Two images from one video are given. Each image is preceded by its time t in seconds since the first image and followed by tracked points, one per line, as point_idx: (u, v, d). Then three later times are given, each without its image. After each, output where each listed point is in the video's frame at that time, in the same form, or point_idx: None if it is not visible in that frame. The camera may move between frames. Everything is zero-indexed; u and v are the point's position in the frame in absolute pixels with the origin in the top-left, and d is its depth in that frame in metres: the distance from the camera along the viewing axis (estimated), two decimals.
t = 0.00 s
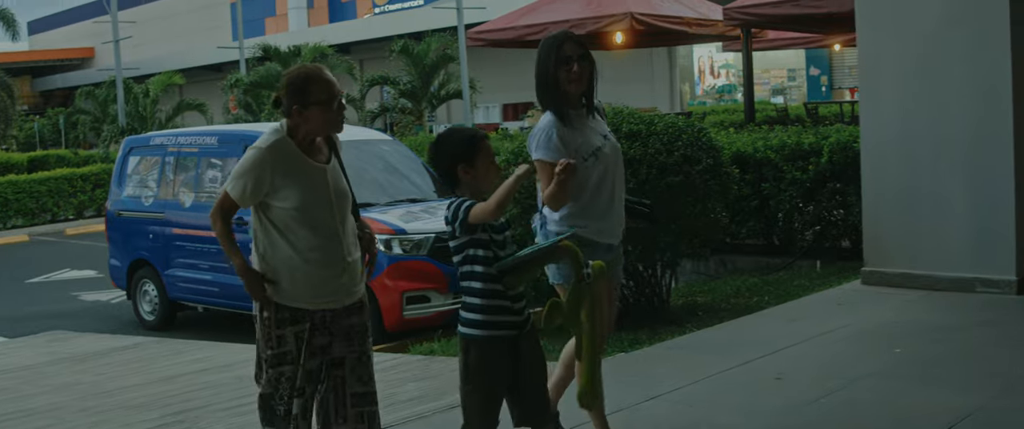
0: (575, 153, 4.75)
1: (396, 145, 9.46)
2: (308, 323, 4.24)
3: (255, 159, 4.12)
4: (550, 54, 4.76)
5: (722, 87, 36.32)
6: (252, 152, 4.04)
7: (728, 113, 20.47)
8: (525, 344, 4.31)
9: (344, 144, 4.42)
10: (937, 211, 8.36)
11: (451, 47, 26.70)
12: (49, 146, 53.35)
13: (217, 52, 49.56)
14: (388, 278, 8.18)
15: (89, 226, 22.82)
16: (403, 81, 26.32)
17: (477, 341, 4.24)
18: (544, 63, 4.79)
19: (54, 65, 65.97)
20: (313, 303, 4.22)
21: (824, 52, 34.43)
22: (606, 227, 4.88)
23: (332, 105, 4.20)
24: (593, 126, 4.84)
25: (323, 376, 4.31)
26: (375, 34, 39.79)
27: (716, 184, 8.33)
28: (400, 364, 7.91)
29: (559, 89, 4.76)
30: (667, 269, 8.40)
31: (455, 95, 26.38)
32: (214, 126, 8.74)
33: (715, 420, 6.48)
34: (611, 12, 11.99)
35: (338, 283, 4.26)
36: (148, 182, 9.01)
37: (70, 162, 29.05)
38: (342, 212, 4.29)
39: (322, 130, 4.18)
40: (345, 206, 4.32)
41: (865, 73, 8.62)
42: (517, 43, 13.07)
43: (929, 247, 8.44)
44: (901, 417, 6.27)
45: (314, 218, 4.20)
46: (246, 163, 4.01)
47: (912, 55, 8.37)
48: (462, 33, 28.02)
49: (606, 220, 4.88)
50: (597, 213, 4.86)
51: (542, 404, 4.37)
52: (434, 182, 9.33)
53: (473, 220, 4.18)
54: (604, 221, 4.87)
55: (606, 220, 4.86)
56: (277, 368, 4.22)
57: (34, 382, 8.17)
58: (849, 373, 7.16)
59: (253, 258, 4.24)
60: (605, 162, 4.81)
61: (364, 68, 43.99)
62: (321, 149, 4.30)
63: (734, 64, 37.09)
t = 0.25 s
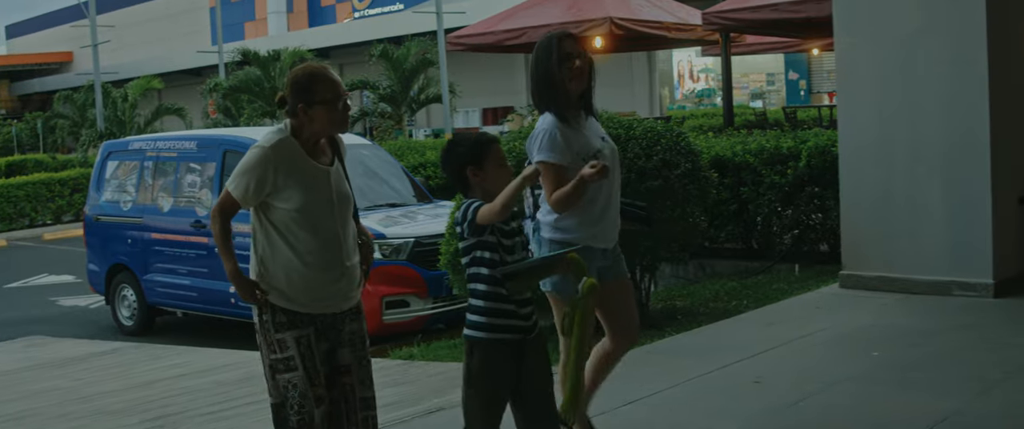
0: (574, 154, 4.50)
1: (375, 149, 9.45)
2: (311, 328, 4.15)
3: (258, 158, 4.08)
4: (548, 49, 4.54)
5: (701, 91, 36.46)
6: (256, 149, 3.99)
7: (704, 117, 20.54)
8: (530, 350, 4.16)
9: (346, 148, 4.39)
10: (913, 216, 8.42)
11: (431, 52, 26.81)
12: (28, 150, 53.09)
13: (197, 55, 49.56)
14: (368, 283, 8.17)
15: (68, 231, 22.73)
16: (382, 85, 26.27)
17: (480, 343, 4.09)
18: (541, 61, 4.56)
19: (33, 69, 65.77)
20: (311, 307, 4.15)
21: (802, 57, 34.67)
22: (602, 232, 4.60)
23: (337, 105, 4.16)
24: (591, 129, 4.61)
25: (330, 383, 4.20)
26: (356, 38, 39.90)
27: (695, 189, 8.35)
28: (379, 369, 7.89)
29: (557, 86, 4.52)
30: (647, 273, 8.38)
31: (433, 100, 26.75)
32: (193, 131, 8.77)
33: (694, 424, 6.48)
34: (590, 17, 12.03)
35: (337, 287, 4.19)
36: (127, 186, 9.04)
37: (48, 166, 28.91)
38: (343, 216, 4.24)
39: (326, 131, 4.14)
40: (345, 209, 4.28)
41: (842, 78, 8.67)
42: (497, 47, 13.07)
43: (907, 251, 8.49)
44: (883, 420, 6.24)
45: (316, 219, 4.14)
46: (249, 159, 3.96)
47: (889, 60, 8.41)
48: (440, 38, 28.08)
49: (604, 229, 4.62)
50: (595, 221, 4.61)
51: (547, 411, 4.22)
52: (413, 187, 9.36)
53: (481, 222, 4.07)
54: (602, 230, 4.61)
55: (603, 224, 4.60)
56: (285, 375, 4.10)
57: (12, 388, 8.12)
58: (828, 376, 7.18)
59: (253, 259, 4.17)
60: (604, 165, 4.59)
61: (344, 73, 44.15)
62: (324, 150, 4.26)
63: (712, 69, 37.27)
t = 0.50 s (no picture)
0: (565, 160, 4.61)
1: (351, 151, 9.44)
2: (296, 332, 4.15)
3: (240, 160, 4.05)
4: (545, 54, 4.59)
5: (676, 94, 36.44)
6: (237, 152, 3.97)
7: (677, 120, 20.61)
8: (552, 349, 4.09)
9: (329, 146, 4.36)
10: (887, 217, 8.46)
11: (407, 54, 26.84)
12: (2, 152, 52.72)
13: (174, 57, 49.41)
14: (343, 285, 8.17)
15: (41, 233, 22.58)
16: (359, 87, 26.37)
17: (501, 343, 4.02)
18: (536, 65, 4.62)
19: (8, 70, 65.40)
20: (296, 310, 4.13)
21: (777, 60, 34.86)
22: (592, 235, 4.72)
23: (318, 104, 4.13)
24: (584, 132, 4.70)
25: (315, 386, 4.21)
26: (333, 40, 39.93)
27: (671, 191, 8.36)
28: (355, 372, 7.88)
29: (554, 92, 4.60)
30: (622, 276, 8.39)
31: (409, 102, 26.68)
32: (168, 133, 8.75)
33: (668, 425, 6.49)
34: (566, 20, 12.05)
35: (321, 289, 4.18)
36: (101, 189, 9.02)
37: (21, 168, 28.70)
38: (327, 217, 4.22)
39: (307, 131, 4.11)
40: (330, 210, 4.26)
41: (817, 80, 8.70)
42: (472, 50, 13.09)
43: (881, 252, 8.53)
44: (860, 419, 6.24)
45: (299, 222, 4.12)
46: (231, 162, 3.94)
47: (864, 63, 8.45)
48: (417, 40, 28.06)
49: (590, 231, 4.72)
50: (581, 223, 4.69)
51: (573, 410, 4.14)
52: (388, 189, 9.36)
53: (498, 222, 3.98)
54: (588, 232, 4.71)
55: (593, 228, 4.70)
56: (270, 380, 4.11)
57: None
58: (803, 377, 7.20)
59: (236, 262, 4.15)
60: (592, 170, 4.69)
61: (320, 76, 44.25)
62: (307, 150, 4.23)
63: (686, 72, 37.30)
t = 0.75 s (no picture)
0: (554, 160, 4.63)
1: (324, 153, 9.44)
2: (277, 337, 4.09)
3: (211, 162, 3.98)
4: (541, 56, 4.61)
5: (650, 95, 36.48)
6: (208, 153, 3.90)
7: (647, 121, 20.74)
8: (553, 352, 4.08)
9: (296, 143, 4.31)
10: (858, 217, 8.51)
11: (380, 56, 26.87)
12: None
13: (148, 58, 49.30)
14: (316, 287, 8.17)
15: (13, 236, 22.45)
16: (331, 89, 26.17)
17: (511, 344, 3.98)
18: (533, 66, 4.63)
19: None
20: (280, 312, 4.08)
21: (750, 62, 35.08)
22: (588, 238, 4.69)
23: (283, 99, 4.07)
24: (579, 135, 4.71)
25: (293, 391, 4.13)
26: (308, 41, 39.95)
27: (643, 192, 8.39)
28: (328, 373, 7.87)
29: (550, 93, 4.62)
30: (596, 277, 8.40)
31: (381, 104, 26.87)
32: (141, 135, 8.74)
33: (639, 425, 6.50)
34: (539, 21, 12.08)
35: (304, 289, 4.13)
36: (73, 191, 9.00)
37: None
38: (304, 216, 4.16)
39: (275, 128, 4.06)
40: (306, 209, 4.20)
41: (788, 82, 8.75)
42: (445, 52, 13.09)
43: (852, 253, 8.58)
44: (831, 418, 6.26)
45: (277, 222, 4.06)
46: (203, 165, 3.87)
47: (834, 64, 8.50)
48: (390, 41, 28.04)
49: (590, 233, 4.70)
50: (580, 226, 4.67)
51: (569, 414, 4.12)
52: (362, 191, 9.36)
53: (514, 221, 3.95)
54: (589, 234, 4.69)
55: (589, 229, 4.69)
56: (246, 387, 4.04)
57: None
58: (776, 376, 7.22)
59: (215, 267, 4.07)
60: (588, 170, 4.69)
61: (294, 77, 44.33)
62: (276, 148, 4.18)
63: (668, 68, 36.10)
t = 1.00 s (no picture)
0: (561, 158, 4.52)
1: (300, 154, 9.44)
2: (255, 342, 3.91)
3: (181, 163, 3.81)
4: (550, 54, 4.49)
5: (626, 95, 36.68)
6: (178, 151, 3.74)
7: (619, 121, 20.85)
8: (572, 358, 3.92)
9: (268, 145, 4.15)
10: (833, 218, 8.55)
11: (357, 56, 26.88)
12: None
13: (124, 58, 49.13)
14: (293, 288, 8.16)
15: None
16: (307, 89, 26.13)
17: (546, 356, 3.78)
18: (542, 64, 4.52)
19: None
20: (256, 317, 3.91)
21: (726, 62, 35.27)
22: (598, 238, 4.58)
23: (255, 97, 3.91)
24: (587, 134, 4.61)
25: (274, 399, 3.94)
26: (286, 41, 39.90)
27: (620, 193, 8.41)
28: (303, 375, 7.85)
29: (557, 92, 4.52)
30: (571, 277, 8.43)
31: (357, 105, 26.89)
32: (115, 136, 8.71)
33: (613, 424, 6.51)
34: (516, 22, 12.09)
35: (280, 293, 3.96)
36: (47, 192, 8.98)
37: None
38: (279, 218, 4.00)
39: (247, 127, 3.90)
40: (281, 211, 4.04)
41: (763, 83, 8.78)
42: (421, 52, 13.10)
43: (827, 252, 8.62)
44: (805, 417, 6.28)
45: (251, 224, 3.89)
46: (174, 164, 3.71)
47: (808, 65, 8.54)
48: (367, 42, 28.00)
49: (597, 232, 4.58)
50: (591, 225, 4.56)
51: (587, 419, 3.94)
52: (337, 192, 9.37)
53: (542, 228, 3.75)
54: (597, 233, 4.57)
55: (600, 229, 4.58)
56: (224, 395, 3.84)
57: None
58: (750, 375, 7.24)
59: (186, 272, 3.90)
60: (598, 168, 4.58)
61: (272, 77, 44.30)
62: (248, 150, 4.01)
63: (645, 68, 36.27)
